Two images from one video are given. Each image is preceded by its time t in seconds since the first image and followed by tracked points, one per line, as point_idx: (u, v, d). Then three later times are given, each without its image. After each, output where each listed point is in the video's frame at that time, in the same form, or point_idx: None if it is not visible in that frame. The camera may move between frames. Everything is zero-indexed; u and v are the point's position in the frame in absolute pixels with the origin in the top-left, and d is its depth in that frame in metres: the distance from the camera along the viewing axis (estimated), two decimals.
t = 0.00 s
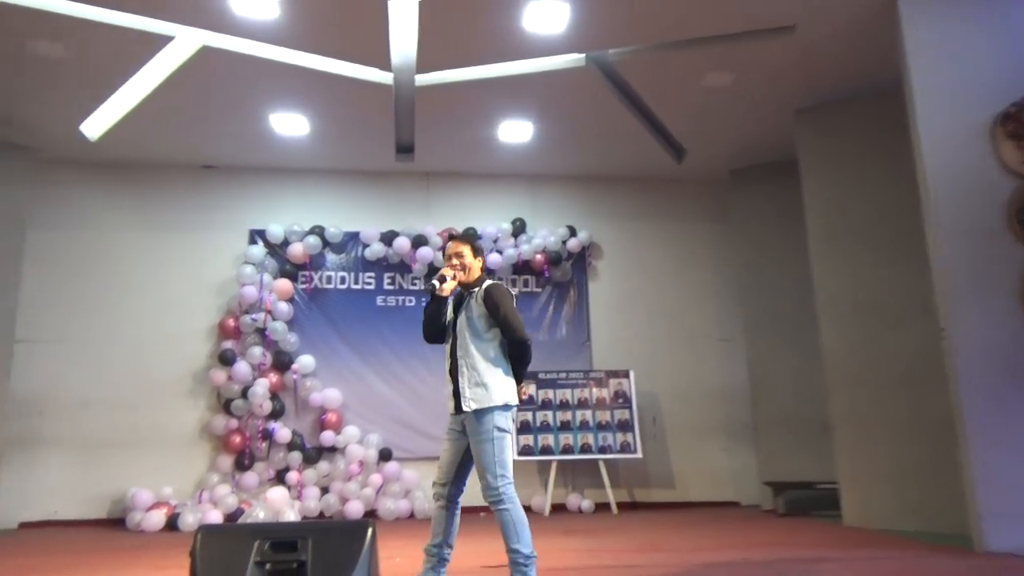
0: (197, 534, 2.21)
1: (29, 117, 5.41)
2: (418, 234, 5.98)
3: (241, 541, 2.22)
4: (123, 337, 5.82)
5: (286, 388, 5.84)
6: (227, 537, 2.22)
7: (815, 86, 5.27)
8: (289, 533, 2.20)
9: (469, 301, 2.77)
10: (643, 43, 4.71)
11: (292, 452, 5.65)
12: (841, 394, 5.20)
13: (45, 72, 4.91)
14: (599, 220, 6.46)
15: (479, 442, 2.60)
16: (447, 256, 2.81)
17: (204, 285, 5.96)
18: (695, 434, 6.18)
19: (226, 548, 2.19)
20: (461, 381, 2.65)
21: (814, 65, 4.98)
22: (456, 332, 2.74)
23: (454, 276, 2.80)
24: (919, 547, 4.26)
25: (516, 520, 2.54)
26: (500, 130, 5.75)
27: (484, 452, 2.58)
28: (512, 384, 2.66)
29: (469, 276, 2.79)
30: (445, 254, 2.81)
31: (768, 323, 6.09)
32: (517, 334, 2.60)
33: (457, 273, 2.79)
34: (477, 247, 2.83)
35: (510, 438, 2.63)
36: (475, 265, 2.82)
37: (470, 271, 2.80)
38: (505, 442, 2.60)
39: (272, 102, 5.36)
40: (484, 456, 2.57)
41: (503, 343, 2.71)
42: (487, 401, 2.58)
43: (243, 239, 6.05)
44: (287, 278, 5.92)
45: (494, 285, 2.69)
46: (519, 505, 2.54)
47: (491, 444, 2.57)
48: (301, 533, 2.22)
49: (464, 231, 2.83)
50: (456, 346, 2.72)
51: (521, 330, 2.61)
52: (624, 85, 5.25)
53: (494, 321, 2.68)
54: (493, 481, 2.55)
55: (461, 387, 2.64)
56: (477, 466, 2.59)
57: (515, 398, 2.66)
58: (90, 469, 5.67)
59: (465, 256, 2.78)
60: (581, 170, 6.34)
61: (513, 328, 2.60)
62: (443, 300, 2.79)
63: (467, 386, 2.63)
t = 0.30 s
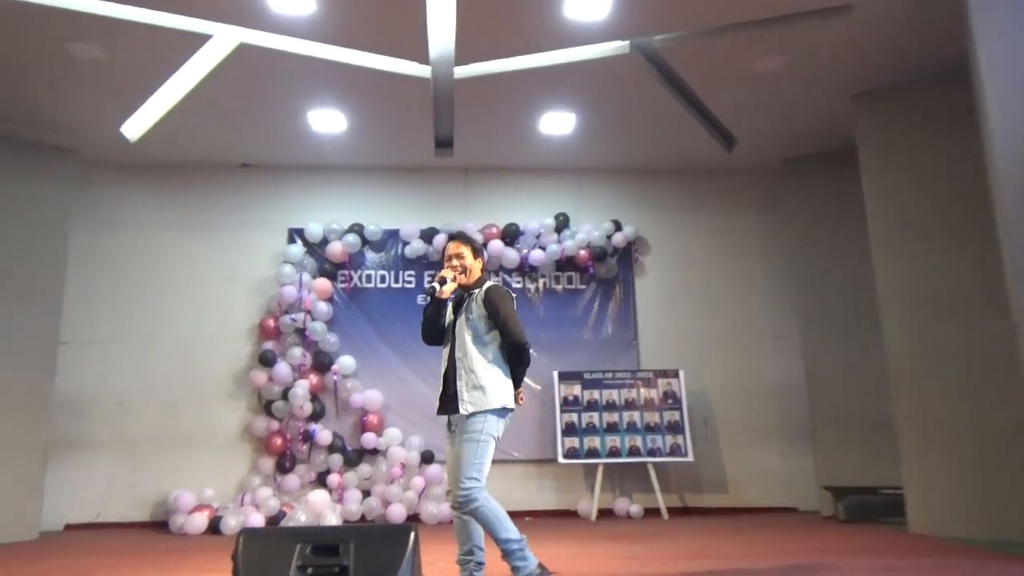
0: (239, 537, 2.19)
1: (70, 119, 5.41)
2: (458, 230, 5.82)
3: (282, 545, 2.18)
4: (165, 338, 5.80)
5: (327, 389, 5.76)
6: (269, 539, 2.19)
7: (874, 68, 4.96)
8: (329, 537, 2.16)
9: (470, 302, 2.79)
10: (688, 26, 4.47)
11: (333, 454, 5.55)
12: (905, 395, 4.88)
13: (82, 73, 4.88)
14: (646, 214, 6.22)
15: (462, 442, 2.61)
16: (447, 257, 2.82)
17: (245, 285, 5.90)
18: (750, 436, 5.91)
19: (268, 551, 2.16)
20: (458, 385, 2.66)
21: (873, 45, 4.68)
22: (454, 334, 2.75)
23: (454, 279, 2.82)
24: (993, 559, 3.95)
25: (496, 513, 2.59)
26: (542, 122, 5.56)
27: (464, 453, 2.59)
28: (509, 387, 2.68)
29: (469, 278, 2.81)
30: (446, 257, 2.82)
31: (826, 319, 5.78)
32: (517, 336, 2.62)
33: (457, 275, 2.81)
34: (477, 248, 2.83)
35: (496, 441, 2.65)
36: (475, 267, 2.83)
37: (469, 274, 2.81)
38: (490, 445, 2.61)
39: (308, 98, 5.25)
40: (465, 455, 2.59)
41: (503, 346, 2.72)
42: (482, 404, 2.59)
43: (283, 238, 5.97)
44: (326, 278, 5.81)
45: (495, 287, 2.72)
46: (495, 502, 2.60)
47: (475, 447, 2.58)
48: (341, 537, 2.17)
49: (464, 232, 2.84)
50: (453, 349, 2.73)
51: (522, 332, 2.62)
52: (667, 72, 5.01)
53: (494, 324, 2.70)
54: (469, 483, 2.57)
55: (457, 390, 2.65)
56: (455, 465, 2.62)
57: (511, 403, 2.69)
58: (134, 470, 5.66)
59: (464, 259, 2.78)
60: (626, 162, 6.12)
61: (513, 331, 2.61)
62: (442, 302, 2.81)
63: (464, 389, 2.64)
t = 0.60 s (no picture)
0: (256, 557, 1.92)
1: (74, 106, 4.98)
2: (492, 221, 5.24)
3: (304, 567, 1.93)
4: (177, 342, 5.34)
5: (351, 397, 5.26)
6: (289, 559, 1.93)
7: (968, 29, 4.30)
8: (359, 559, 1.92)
9: (466, 306, 2.76)
10: None
11: (359, 468, 5.05)
12: (1007, 405, 4.24)
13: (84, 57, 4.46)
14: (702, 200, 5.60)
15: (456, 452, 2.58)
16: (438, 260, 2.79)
17: (263, 284, 5.42)
18: (821, 447, 5.30)
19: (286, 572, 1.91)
20: (461, 397, 2.66)
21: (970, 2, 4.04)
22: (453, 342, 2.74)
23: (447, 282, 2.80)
24: None
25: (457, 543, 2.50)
26: (585, 100, 5.01)
27: (456, 464, 2.56)
28: (514, 396, 2.65)
29: (465, 278, 2.79)
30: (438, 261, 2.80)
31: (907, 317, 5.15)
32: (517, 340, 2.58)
33: (452, 277, 2.78)
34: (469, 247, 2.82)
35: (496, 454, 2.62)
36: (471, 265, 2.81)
37: (463, 275, 2.80)
38: (486, 460, 2.58)
39: (327, 78, 4.75)
40: (455, 466, 2.56)
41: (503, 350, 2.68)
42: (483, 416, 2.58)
43: (303, 233, 5.47)
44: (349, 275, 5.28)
45: (489, 288, 2.69)
46: (461, 530, 2.51)
47: (469, 460, 2.56)
48: (372, 557, 1.94)
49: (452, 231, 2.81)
50: (454, 358, 2.72)
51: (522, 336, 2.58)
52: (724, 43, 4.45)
53: (492, 328, 2.66)
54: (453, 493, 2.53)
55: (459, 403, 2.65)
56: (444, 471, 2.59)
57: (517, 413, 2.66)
58: (145, 485, 5.20)
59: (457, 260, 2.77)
60: (679, 144, 5.52)
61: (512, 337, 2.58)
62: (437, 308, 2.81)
63: (466, 401, 2.63)
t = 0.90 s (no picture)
0: None
1: (72, 90, 4.50)
2: (527, 211, 4.74)
3: None
4: (182, 347, 4.86)
5: (373, 407, 4.79)
6: None
7: None
8: None
9: (438, 307, 2.73)
10: None
11: (382, 484, 4.58)
12: None
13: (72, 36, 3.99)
14: (760, 185, 5.02)
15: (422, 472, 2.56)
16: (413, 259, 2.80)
17: (276, 283, 4.91)
18: (896, 460, 4.73)
19: None
20: (428, 409, 2.64)
21: None
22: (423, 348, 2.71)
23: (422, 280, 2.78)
24: None
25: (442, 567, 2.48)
26: (629, 75, 4.48)
27: (422, 485, 2.54)
28: (488, 410, 2.63)
29: (440, 274, 2.76)
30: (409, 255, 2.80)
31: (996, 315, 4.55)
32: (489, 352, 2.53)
33: (424, 273, 2.77)
34: (443, 242, 2.77)
35: (467, 474, 2.57)
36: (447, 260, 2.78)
37: (435, 272, 2.77)
38: (452, 479, 2.53)
39: (349, 54, 4.24)
40: (423, 488, 2.53)
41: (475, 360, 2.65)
42: (447, 433, 2.55)
43: (318, 227, 4.96)
44: (370, 273, 4.77)
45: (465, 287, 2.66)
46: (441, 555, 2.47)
47: (434, 480, 2.52)
48: None
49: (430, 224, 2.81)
50: (424, 366, 2.70)
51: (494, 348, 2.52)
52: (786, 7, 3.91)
53: (463, 335, 2.63)
54: (422, 517, 2.50)
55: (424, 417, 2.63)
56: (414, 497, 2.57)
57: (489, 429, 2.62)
58: (151, 505, 4.72)
59: (429, 255, 2.75)
60: (736, 122, 4.95)
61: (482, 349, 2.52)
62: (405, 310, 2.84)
63: (431, 415, 2.61)
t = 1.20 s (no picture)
0: None
1: (70, 78, 4.07)
2: (569, 201, 4.28)
3: None
4: (193, 353, 4.43)
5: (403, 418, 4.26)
6: None
7: None
8: None
9: (415, 300, 2.61)
10: None
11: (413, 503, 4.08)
12: None
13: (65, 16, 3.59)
14: (828, 168, 4.50)
15: (417, 491, 2.42)
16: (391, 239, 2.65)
17: (295, 282, 4.48)
18: (987, 475, 4.20)
19: None
20: (405, 413, 2.50)
21: None
22: (398, 345, 2.59)
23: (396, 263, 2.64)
24: None
25: None
26: (683, 47, 3.98)
27: (422, 505, 2.39)
28: (475, 411, 2.52)
29: (417, 262, 2.62)
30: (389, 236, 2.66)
31: None
32: (469, 344, 2.38)
33: (398, 259, 2.62)
34: (425, 229, 2.62)
35: (461, 485, 2.46)
36: (424, 249, 2.62)
37: (412, 260, 2.62)
38: (452, 493, 2.42)
39: (376, 28, 3.78)
40: (423, 507, 2.39)
41: (456, 357, 2.53)
42: (429, 439, 2.43)
43: (339, 220, 4.53)
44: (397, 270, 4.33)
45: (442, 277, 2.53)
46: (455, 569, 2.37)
47: (432, 495, 2.40)
48: None
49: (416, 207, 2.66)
50: (399, 364, 2.57)
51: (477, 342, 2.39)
52: None
53: (442, 330, 2.50)
54: (428, 538, 2.36)
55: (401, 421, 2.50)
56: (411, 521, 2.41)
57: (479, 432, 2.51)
58: (162, 526, 4.28)
59: (404, 242, 2.59)
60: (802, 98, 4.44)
61: (463, 344, 2.39)
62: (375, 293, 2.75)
63: (409, 419, 2.48)
